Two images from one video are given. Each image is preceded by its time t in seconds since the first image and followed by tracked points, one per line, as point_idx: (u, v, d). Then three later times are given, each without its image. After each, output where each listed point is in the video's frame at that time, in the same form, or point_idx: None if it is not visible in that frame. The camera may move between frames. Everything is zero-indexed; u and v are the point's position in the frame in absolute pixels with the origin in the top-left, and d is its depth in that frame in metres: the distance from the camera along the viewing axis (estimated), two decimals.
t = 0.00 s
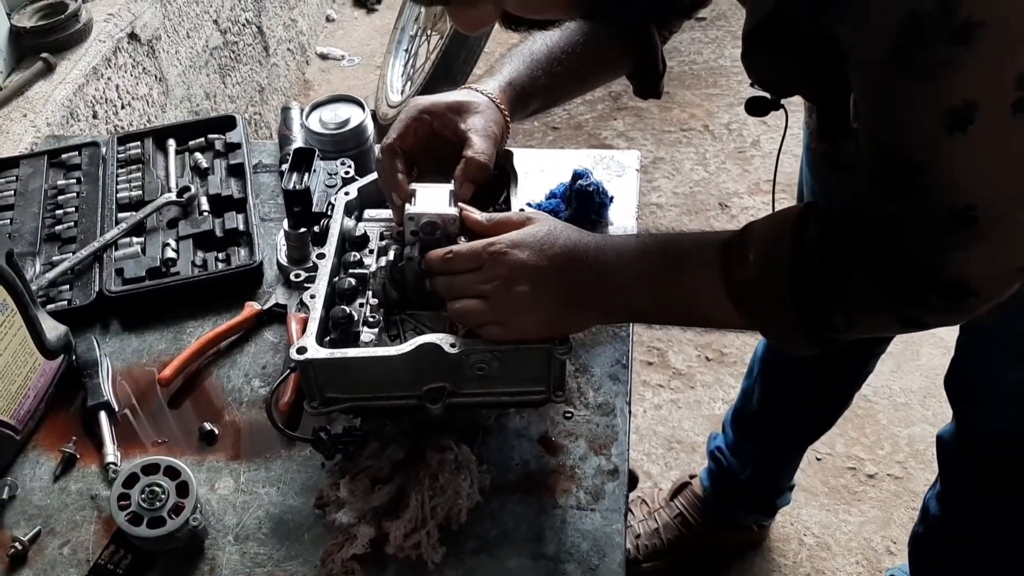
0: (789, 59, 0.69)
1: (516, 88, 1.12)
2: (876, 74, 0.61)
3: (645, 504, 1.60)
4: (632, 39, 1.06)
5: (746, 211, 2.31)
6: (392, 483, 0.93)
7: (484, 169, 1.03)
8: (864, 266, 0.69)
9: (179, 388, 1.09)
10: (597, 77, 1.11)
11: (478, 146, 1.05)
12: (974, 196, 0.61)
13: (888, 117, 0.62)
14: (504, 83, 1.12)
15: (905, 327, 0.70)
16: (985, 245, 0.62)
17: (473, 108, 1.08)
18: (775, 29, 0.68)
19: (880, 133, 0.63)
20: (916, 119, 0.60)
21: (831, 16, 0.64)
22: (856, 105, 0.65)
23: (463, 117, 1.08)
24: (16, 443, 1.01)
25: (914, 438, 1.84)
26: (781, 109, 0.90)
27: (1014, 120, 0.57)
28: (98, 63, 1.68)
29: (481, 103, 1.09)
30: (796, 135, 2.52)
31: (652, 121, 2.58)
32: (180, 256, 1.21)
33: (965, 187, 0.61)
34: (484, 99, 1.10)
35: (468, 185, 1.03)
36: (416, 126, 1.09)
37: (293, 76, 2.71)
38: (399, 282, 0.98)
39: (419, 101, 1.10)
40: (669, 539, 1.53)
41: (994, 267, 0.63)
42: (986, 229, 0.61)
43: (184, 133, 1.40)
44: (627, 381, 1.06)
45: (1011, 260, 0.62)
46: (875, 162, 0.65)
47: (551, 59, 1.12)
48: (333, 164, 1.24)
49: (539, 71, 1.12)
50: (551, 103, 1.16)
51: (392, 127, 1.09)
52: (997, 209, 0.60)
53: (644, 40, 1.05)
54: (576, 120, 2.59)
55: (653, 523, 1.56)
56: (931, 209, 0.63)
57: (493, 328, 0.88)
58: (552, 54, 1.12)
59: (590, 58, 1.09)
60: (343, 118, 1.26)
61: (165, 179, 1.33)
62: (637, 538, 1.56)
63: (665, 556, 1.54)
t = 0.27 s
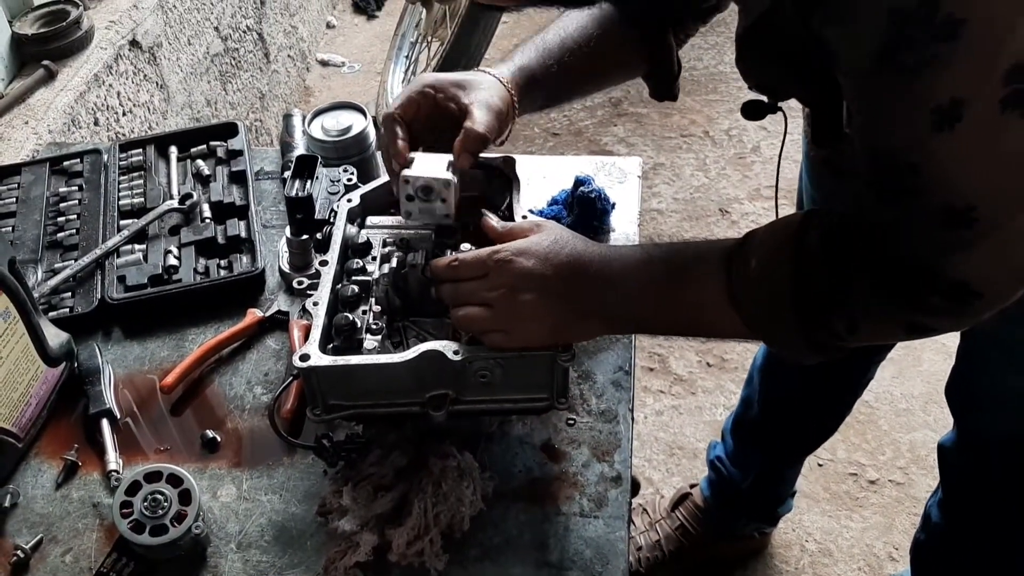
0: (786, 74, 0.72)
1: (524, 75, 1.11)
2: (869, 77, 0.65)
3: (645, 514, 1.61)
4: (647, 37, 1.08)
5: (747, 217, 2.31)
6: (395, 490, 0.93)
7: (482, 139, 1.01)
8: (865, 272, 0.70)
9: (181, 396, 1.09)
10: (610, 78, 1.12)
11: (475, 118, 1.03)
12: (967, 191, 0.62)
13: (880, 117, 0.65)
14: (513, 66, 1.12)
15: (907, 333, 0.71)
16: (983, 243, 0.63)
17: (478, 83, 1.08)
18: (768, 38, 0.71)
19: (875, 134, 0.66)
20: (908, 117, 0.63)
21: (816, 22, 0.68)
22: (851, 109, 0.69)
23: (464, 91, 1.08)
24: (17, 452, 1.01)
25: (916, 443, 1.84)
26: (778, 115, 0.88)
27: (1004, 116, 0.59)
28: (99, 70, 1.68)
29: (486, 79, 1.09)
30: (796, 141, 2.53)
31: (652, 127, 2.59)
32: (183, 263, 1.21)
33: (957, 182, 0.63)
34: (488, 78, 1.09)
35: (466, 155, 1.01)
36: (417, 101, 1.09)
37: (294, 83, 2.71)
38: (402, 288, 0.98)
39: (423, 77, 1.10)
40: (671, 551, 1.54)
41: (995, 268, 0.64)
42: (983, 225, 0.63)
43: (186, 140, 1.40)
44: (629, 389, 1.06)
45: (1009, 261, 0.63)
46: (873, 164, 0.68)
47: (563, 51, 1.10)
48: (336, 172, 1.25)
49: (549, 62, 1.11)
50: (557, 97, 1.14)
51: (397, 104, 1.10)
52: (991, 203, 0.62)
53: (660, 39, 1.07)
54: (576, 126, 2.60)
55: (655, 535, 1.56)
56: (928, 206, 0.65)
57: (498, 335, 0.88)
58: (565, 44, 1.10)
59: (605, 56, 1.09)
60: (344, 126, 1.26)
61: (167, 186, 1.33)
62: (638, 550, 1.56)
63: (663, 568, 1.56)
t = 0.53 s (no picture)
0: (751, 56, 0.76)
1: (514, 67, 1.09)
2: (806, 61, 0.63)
3: (645, 518, 1.63)
4: (644, 47, 1.05)
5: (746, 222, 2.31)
6: (395, 497, 0.92)
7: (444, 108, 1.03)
8: (841, 260, 0.69)
9: (180, 402, 1.09)
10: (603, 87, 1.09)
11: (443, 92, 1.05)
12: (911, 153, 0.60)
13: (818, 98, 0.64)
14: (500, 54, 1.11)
15: (895, 318, 0.69)
16: (945, 208, 0.61)
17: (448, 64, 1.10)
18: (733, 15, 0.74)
19: (816, 111, 0.64)
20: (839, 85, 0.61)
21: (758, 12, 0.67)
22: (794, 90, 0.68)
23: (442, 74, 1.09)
24: (17, 459, 1.01)
25: (916, 448, 1.84)
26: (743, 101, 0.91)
27: (932, 73, 0.57)
28: (98, 76, 1.68)
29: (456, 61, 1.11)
30: (796, 146, 2.53)
31: (651, 132, 2.59)
32: (182, 269, 1.21)
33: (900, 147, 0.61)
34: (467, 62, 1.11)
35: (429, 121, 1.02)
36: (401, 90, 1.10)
37: (293, 88, 2.71)
38: (402, 295, 0.98)
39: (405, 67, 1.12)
40: (671, 554, 1.53)
41: (964, 237, 0.62)
42: (938, 188, 0.61)
43: (185, 146, 1.40)
44: (630, 394, 1.06)
45: (977, 227, 0.61)
46: (822, 151, 0.67)
47: (553, 48, 1.09)
48: (335, 177, 1.24)
49: (537, 58, 1.09)
50: (547, 100, 1.12)
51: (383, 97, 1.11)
52: (942, 165, 0.60)
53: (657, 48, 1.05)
54: (575, 131, 2.60)
55: (655, 538, 1.57)
56: (878, 181, 0.63)
57: (494, 339, 0.88)
58: (555, 43, 1.08)
59: (597, 60, 1.07)
60: (343, 131, 1.26)
61: (166, 193, 1.33)
62: (638, 552, 1.57)
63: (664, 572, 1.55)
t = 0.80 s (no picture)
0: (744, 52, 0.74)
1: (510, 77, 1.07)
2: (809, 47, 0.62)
3: (646, 522, 1.63)
4: (636, 47, 1.07)
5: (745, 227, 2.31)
6: (395, 504, 0.92)
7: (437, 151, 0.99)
8: (843, 254, 0.69)
9: (180, 409, 1.09)
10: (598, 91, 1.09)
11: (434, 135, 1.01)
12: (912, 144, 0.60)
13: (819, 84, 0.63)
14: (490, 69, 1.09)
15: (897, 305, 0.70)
16: (946, 197, 0.61)
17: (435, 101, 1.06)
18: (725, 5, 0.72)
19: (817, 99, 0.64)
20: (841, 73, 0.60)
21: None
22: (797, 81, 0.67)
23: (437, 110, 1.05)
24: (17, 467, 1.01)
25: (916, 453, 1.84)
26: (742, 86, 0.89)
27: (939, 68, 0.57)
28: (98, 83, 1.68)
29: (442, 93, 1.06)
30: (794, 151, 2.54)
31: (650, 138, 2.59)
32: (181, 276, 1.21)
33: (902, 137, 0.60)
34: (460, 91, 1.06)
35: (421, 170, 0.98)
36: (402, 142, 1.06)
37: (292, 95, 2.72)
38: (401, 302, 0.98)
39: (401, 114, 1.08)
40: (671, 558, 1.53)
41: (963, 225, 0.62)
42: (940, 178, 0.61)
43: (185, 153, 1.40)
44: (630, 400, 1.06)
45: (976, 216, 0.62)
46: (822, 138, 0.66)
47: (547, 55, 1.07)
48: (334, 184, 1.26)
49: (532, 66, 1.07)
50: (544, 108, 1.10)
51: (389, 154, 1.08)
52: (944, 155, 0.60)
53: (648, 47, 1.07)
54: (574, 137, 2.61)
55: (655, 542, 1.57)
56: (881, 170, 0.63)
57: (497, 340, 0.88)
58: (549, 49, 1.07)
59: (592, 64, 1.07)
60: (343, 137, 1.26)
61: (165, 200, 1.33)
62: (638, 555, 1.57)
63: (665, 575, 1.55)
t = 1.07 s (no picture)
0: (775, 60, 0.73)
1: (510, 86, 1.07)
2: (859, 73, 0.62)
3: (647, 526, 1.62)
4: (637, 47, 1.08)
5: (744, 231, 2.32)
6: (395, 508, 0.92)
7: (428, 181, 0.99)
8: (854, 271, 0.70)
9: (180, 414, 1.09)
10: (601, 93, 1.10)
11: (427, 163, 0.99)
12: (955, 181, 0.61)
13: (867, 111, 0.63)
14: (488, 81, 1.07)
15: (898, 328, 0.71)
16: (976, 233, 0.63)
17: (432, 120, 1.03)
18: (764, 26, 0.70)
19: (862, 123, 0.64)
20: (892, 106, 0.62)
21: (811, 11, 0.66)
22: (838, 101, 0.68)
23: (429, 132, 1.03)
24: (17, 472, 1.01)
25: (916, 456, 1.84)
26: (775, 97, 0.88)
27: (992, 105, 0.59)
28: (97, 88, 1.69)
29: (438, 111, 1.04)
30: (793, 155, 2.54)
31: (649, 142, 2.60)
32: (181, 281, 1.21)
33: (945, 174, 0.61)
34: (451, 108, 1.03)
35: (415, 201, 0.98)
36: (400, 165, 1.05)
37: (291, 100, 2.72)
38: (401, 306, 0.98)
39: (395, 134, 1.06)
40: (672, 563, 1.54)
41: (986, 260, 0.64)
42: (974, 216, 0.62)
43: (185, 158, 1.41)
44: (629, 404, 1.06)
45: (999, 252, 0.63)
46: (856, 164, 0.67)
47: (547, 61, 1.07)
48: (334, 189, 1.25)
49: (533, 72, 1.07)
50: (546, 113, 1.10)
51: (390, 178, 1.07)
52: (983, 193, 0.61)
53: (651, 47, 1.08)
54: (573, 141, 2.61)
55: (655, 547, 1.57)
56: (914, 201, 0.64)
57: (496, 347, 0.88)
58: (549, 55, 1.07)
59: (593, 66, 1.07)
60: (342, 143, 1.27)
61: (165, 205, 1.33)
62: (640, 561, 1.57)
63: None
